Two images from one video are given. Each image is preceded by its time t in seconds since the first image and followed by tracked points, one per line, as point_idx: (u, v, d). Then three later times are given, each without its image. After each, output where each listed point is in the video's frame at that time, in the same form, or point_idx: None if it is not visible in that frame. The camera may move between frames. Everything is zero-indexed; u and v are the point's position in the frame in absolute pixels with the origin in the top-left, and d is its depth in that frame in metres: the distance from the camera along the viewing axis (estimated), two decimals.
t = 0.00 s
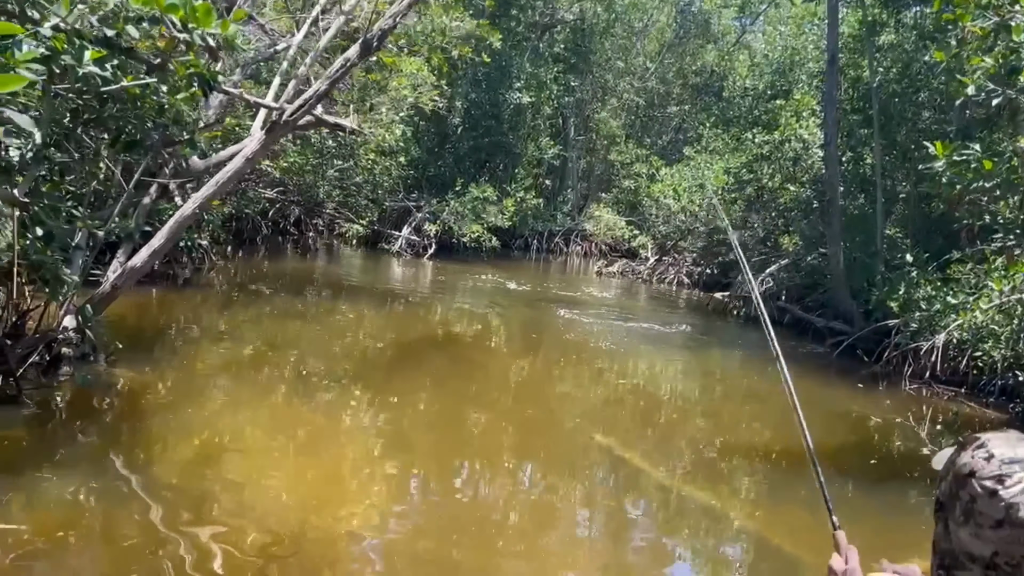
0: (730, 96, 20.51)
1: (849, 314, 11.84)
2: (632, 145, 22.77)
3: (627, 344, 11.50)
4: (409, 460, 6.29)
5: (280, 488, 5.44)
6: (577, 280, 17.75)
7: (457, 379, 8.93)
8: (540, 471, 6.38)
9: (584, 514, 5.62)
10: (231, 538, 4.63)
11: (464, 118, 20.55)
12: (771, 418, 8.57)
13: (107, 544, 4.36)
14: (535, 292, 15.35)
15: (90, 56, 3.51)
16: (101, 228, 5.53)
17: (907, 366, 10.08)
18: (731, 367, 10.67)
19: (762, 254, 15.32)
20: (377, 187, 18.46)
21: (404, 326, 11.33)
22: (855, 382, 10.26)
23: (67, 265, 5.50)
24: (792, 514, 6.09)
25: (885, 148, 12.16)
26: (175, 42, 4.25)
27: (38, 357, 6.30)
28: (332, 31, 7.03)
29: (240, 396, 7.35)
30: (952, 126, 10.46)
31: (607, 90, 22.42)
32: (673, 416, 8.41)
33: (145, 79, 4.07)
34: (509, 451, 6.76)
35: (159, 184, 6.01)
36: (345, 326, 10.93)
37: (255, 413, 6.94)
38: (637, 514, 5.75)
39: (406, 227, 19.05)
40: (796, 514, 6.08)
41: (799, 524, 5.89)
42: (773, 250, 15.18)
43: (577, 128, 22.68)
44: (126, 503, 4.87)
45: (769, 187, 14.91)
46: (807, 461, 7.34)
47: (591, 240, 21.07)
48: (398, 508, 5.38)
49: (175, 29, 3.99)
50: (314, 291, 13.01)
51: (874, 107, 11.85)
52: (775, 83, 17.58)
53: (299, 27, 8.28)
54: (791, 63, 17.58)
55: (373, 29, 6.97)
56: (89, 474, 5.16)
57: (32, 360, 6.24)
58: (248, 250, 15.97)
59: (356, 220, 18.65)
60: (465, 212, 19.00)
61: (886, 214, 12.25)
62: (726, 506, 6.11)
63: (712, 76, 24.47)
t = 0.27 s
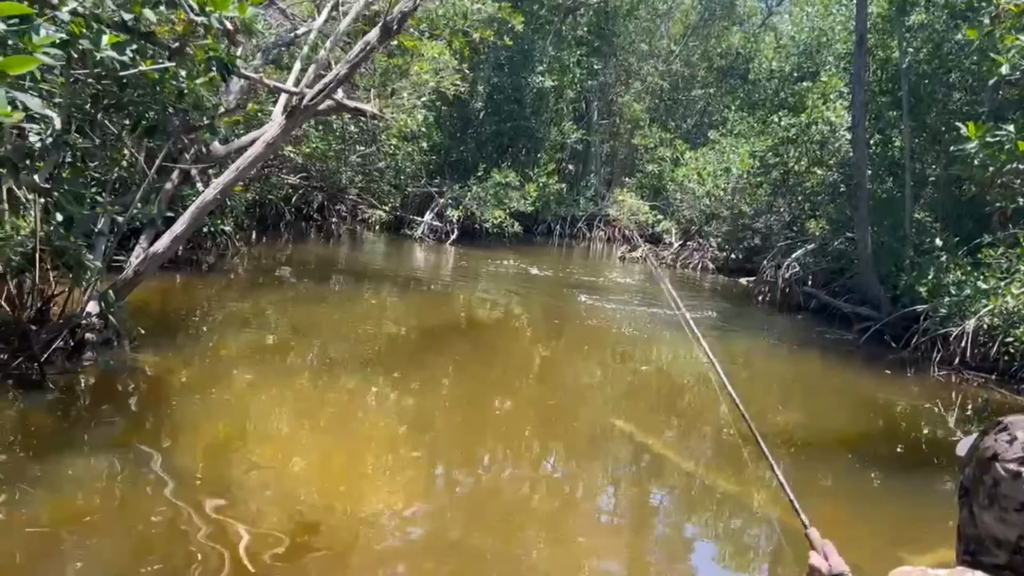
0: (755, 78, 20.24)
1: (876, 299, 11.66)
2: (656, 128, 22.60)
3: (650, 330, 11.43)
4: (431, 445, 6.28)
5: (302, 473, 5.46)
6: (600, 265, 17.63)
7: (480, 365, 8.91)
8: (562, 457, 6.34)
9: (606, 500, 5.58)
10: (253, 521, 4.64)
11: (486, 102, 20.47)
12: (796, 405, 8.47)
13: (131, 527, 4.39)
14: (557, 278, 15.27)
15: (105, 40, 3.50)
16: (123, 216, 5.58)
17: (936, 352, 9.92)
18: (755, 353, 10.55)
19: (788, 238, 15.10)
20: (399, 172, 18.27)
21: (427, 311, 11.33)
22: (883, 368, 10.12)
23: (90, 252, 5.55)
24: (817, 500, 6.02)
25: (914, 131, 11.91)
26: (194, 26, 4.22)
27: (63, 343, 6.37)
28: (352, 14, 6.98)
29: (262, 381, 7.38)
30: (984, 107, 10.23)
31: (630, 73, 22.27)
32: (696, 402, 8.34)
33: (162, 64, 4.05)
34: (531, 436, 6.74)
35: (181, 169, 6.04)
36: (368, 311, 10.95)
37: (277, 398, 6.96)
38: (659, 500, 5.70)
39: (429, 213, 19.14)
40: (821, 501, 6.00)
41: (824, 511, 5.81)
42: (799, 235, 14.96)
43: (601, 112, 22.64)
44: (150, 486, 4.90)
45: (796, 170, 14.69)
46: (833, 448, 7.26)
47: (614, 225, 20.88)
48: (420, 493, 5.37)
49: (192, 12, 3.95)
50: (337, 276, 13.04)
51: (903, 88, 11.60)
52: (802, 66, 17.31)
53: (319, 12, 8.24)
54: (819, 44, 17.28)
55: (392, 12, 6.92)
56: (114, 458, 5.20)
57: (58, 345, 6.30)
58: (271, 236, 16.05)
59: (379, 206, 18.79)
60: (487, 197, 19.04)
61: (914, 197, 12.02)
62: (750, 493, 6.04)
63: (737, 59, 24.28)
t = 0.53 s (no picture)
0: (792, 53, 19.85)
1: (916, 279, 11.48)
2: (689, 105, 22.39)
3: (683, 310, 11.32)
4: (464, 424, 6.28)
5: (336, 450, 5.48)
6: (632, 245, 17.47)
7: (512, 344, 8.91)
8: (594, 436, 6.32)
9: (638, 479, 5.55)
10: (287, 498, 4.66)
11: (518, 81, 20.47)
12: (833, 385, 8.35)
13: (170, 501, 4.44)
14: (589, 257, 15.18)
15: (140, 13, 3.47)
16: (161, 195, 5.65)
17: (979, 332, 9.73)
18: (791, 333, 10.40)
19: (825, 216, 14.80)
20: (432, 152, 18.35)
21: (459, 291, 11.33)
22: (923, 348, 9.93)
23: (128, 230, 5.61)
24: (854, 480, 5.94)
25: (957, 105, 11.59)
26: None
27: (102, 321, 6.44)
28: None
29: (295, 360, 7.42)
30: None
31: (663, 50, 21.94)
32: (729, 382, 8.26)
33: (195, 39, 4.02)
34: (564, 415, 6.72)
35: (215, 148, 6.17)
36: (401, 291, 10.98)
37: (311, 376, 7.01)
38: (692, 480, 5.65)
39: (461, 192, 19.01)
40: (860, 482, 5.91)
41: (864, 493, 5.71)
42: (836, 213, 14.67)
43: (633, 90, 22.38)
44: (188, 461, 4.96)
45: (834, 148, 14.42)
46: (871, 428, 7.16)
47: (646, 204, 20.71)
48: (454, 470, 5.38)
49: None
50: (369, 256, 13.07)
51: (947, 61, 11.28)
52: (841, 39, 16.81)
53: None
54: (858, 18, 16.85)
55: None
56: (151, 433, 5.26)
57: (96, 324, 6.38)
58: (304, 216, 16.14)
59: (409, 186, 18.81)
60: (518, 176, 19.02)
61: (957, 174, 11.75)
62: (786, 473, 5.98)
63: (773, 35, 23.83)
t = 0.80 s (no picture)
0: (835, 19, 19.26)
1: (964, 248, 11.32)
2: (727, 75, 22.05)
3: (721, 283, 11.16)
4: (502, 398, 6.25)
5: (374, 422, 5.48)
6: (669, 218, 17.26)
7: (549, 318, 8.84)
8: (633, 409, 6.25)
9: (678, 453, 5.48)
10: (326, 469, 4.67)
11: (552, 52, 20.36)
12: (878, 358, 8.18)
13: (213, 468, 4.48)
14: (626, 230, 15.04)
15: None
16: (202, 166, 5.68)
17: None
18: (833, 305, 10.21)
19: (869, 187, 14.33)
20: (466, 126, 18.57)
21: (495, 266, 11.28)
22: (972, 321, 9.68)
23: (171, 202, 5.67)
24: (900, 453, 5.82)
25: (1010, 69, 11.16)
26: None
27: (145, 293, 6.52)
28: None
29: (332, 333, 7.43)
30: None
31: (701, 18, 21.44)
32: (770, 355, 8.12)
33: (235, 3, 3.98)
34: (602, 389, 6.66)
35: (255, 119, 6.34)
36: (436, 266, 10.95)
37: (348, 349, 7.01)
38: (732, 453, 5.57)
39: (495, 166, 18.82)
40: (908, 456, 5.78)
41: (912, 466, 5.58)
42: (880, 183, 14.25)
43: (670, 61, 21.85)
44: (231, 431, 5.00)
45: (878, 116, 14.01)
46: (915, 399, 7.04)
47: (683, 175, 20.53)
48: (492, 442, 5.35)
49: None
50: (405, 231, 13.06)
51: (1000, 23, 10.84)
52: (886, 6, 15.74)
53: None
54: None
55: None
56: (191, 403, 5.30)
57: (139, 296, 6.45)
58: (340, 190, 16.20)
59: (445, 159, 18.74)
60: (553, 149, 19.03)
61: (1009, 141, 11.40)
62: (829, 445, 5.88)
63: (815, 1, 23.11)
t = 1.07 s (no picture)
0: None
1: (1002, 218, 11.11)
2: (757, 44, 21.62)
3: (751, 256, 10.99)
4: (529, 373, 6.21)
5: (400, 398, 5.46)
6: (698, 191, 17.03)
7: (576, 293, 8.77)
8: (661, 385, 6.18)
9: (706, 429, 5.41)
10: (352, 445, 4.66)
11: (579, 23, 20.08)
12: (911, 331, 8.03)
13: (240, 444, 4.48)
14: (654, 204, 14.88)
15: None
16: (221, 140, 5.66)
17: None
18: (866, 278, 10.03)
19: (902, 157, 14.05)
20: (490, 99, 18.58)
21: (521, 240, 11.21)
22: (1010, 293, 9.47)
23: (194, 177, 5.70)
24: (935, 427, 5.70)
25: None
26: None
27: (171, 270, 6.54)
28: None
29: (359, 308, 7.43)
30: None
31: None
32: (801, 329, 7.99)
33: None
34: (629, 364, 6.59)
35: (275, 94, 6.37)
36: (462, 241, 10.90)
37: (374, 325, 7.00)
38: (762, 429, 5.49)
39: (521, 140, 18.66)
40: (943, 431, 5.66)
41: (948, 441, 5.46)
42: (915, 153, 13.95)
43: (698, 31, 21.44)
44: (257, 407, 5.00)
45: (913, 84, 13.67)
46: (949, 373, 6.91)
47: (713, 147, 20.18)
48: (519, 418, 5.31)
49: None
50: (431, 206, 13.02)
51: None
52: None
53: None
54: None
55: None
56: (217, 380, 5.30)
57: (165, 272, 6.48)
58: (366, 166, 16.18)
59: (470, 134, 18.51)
60: (580, 122, 18.80)
61: None
62: (861, 420, 5.78)
63: None
